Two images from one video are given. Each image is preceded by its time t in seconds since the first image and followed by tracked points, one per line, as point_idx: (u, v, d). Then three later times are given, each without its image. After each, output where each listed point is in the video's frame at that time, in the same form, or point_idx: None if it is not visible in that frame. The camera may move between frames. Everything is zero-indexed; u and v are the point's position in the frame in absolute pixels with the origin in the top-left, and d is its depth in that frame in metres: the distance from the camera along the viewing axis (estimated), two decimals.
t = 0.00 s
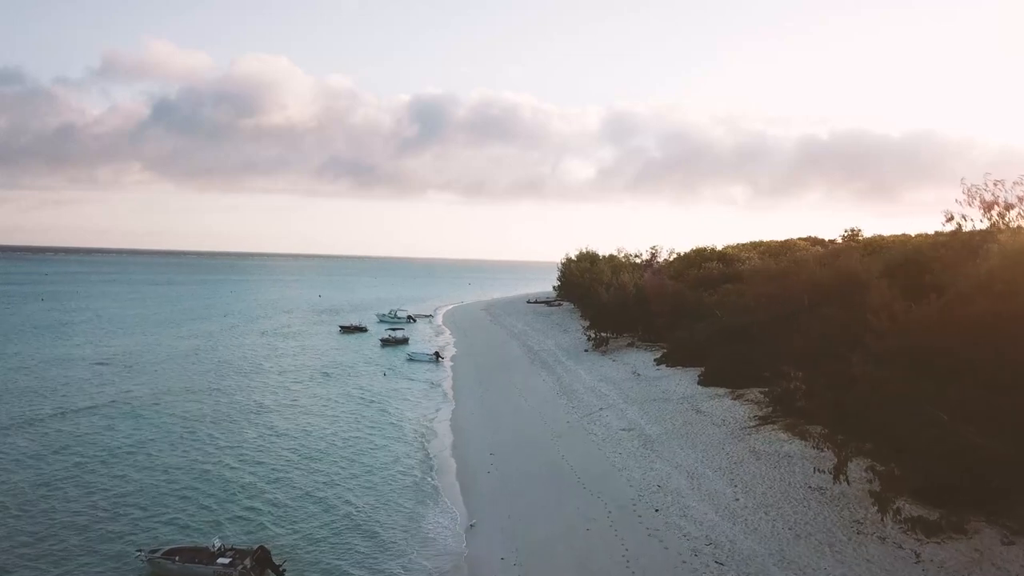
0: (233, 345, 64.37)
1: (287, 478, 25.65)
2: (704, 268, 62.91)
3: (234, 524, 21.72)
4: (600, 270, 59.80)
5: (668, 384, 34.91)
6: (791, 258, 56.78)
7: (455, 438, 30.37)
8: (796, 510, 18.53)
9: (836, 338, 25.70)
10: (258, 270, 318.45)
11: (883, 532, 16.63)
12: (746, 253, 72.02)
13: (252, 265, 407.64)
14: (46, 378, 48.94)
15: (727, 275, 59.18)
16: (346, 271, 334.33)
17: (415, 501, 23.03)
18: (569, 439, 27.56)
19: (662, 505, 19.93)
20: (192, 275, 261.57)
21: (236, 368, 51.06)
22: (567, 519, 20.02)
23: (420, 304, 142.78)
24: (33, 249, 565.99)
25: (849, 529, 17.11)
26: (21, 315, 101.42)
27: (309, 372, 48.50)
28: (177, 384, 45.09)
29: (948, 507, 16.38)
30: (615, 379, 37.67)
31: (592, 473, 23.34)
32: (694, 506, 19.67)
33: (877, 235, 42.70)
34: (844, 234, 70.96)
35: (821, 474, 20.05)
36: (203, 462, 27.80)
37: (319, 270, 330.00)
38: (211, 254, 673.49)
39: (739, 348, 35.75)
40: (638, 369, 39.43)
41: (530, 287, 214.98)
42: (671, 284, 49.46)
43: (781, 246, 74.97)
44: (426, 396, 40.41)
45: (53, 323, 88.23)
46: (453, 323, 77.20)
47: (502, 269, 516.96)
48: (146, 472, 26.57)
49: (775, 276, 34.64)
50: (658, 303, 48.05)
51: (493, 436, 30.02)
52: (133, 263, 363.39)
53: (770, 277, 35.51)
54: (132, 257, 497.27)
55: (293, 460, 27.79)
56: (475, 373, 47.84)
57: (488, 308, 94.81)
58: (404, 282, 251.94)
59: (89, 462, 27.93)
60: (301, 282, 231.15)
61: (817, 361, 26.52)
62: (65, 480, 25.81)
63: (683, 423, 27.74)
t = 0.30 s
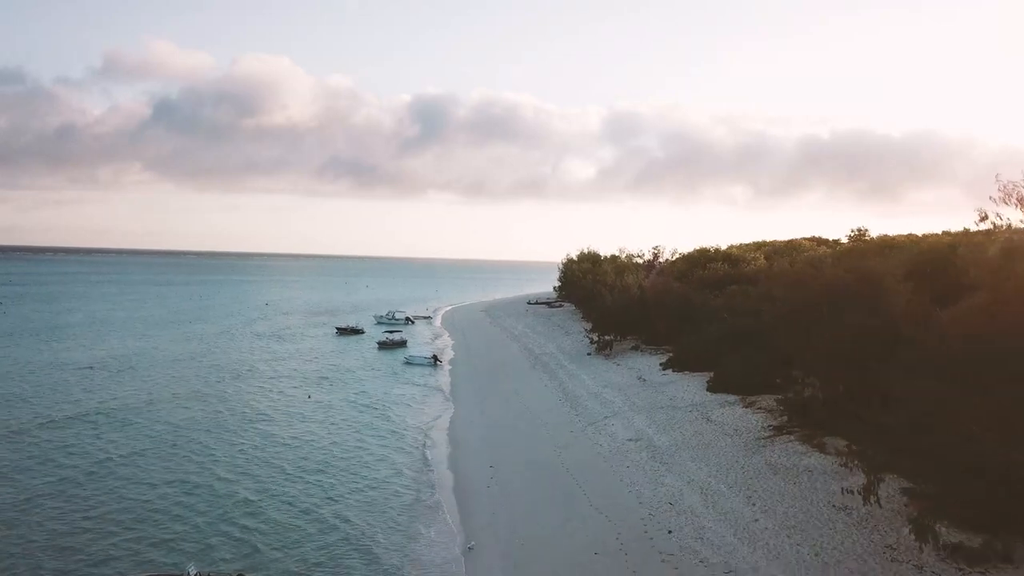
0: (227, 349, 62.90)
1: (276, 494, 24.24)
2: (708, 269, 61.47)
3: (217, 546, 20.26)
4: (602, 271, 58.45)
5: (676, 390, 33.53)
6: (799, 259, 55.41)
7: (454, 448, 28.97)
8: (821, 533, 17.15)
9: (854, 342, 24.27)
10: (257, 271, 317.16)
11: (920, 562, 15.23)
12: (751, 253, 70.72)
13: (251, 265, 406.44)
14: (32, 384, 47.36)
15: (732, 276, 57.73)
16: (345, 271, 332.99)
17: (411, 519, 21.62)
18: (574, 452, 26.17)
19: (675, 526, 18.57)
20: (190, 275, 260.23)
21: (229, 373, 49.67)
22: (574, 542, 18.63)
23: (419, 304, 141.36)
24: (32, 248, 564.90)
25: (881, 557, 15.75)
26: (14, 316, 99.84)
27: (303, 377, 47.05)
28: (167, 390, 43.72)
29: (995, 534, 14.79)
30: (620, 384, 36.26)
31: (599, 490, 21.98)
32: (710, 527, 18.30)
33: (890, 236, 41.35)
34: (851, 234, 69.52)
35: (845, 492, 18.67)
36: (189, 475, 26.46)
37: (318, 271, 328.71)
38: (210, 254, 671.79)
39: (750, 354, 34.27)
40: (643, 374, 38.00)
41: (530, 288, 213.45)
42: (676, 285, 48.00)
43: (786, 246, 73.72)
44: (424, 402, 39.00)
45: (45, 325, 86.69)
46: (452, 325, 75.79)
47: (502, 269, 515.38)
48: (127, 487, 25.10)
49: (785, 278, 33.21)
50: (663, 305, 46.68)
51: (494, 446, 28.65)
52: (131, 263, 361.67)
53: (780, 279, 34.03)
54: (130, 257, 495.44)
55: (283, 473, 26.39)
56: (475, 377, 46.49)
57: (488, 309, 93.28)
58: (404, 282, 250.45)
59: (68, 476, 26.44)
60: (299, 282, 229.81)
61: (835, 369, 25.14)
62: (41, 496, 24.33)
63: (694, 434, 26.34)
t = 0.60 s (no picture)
0: (221, 352, 61.54)
1: (263, 510, 22.85)
2: (713, 270, 60.04)
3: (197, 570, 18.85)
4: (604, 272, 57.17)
5: (684, 397, 32.21)
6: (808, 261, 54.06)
7: (452, 459, 27.58)
8: (850, 559, 15.86)
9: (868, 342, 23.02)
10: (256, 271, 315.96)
11: None
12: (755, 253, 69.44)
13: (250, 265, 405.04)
14: (17, 390, 45.92)
15: (738, 278, 56.33)
16: (345, 271, 331.77)
17: (407, 540, 20.24)
18: (578, 464, 24.79)
19: (691, 550, 17.29)
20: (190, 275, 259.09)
21: (221, 378, 48.39)
22: (580, 565, 17.38)
23: (418, 305, 139.94)
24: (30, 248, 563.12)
25: None
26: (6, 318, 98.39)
27: (298, 382, 45.73)
28: (157, 396, 42.44)
29: None
30: (624, 390, 34.91)
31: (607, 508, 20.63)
32: (728, 551, 16.99)
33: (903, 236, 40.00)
34: (859, 234, 68.03)
35: (874, 514, 17.34)
36: (175, 488, 25.20)
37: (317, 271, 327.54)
38: (210, 254, 670.74)
39: (760, 357, 32.87)
40: (649, 380, 36.59)
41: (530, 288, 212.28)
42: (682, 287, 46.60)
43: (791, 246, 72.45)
44: (422, 408, 37.67)
45: (37, 327, 85.40)
46: (451, 327, 74.39)
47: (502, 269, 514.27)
48: (105, 504, 23.69)
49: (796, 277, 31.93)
50: (668, 307, 45.45)
51: (494, 458, 27.34)
52: (130, 264, 360.39)
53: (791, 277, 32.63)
54: (130, 257, 494.48)
55: (272, 488, 25.02)
56: (475, 382, 45.20)
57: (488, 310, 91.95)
58: (404, 282, 249.28)
59: (43, 491, 25.01)
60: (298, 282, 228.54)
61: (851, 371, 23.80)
62: (12, 513, 22.88)
63: (705, 445, 24.97)
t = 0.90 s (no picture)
0: (215, 356, 60.16)
1: (252, 529, 21.57)
2: (718, 270, 58.61)
3: None
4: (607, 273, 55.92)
5: (692, 405, 30.83)
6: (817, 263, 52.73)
7: (450, 471, 26.28)
8: None
9: (881, 344, 21.19)
10: (255, 271, 314.72)
11: None
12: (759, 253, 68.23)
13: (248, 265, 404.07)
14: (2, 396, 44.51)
15: (744, 279, 54.95)
16: (344, 271, 330.63)
17: (403, 562, 18.97)
18: (584, 479, 23.49)
19: None
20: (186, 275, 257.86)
21: (214, 383, 47.06)
22: None
23: (417, 305, 138.55)
24: (29, 249, 562.84)
25: None
26: None
27: (292, 387, 44.36)
28: (147, 403, 41.12)
29: None
30: (630, 397, 33.51)
31: (616, 527, 19.40)
32: None
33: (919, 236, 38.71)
34: (866, 232, 66.56)
35: (906, 538, 16.14)
36: (161, 504, 23.89)
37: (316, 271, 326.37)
38: (209, 254, 669.43)
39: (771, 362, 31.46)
40: (655, 386, 35.26)
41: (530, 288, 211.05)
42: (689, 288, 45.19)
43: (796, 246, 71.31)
44: (420, 415, 36.27)
45: (29, 329, 83.95)
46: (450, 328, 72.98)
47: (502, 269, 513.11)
48: (83, 523, 22.35)
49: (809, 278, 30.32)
50: (674, 309, 44.25)
51: (494, 469, 26.03)
52: (129, 264, 359.15)
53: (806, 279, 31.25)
54: (129, 257, 493.05)
55: (261, 503, 23.75)
56: (475, 386, 43.83)
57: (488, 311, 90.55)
58: (403, 282, 248.05)
59: (19, 508, 23.64)
60: (296, 283, 227.46)
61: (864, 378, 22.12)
62: None
63: (717, 457, 23.66)
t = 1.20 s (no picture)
0: (208, 359, 58.79)
1: (236, 551, 20.16)
2: (722, 271, 57.11)
3: None
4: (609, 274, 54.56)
5: (702, 412, 29.38)
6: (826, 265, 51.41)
7: (446, 485, 24.85)
8: None
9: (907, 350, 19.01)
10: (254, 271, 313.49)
11: None
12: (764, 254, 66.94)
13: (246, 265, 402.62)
14: None
15: (750, 280, 53.55)
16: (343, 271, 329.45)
17: None
18: (590, 495, 22.08)
19: None
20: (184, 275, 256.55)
21: (206, 388, 45.68)
22: None
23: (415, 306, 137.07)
24: (26, 249, 560.89)
25: None
26: None
27: (286, 393, 42.97)
28: (135, 410, 39.70)
29: None
30: (635, 404, 32.07)
31: (628, 551, 17.99)
32: None
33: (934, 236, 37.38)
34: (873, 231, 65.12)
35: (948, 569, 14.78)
36: (142, 522, 22.47)
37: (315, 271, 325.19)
38: (208, 254, 667.86)
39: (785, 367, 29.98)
40: (661, 391, 33.87)
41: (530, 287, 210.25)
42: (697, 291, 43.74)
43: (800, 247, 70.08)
44: (417, 422, 34.89)
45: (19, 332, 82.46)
46: (449, 330, 71.55)
47: (502, 268, 512.28)
48: (58, 543, 20.91)
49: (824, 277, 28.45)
50: (679, 311, 42.90)
51: (491, 483, 24.67)
52: (125, 264, 357.52)
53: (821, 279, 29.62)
54: (128, 257, 492.03)
55: (248, 521, 22.33)
56: (473, 391, 42.42)
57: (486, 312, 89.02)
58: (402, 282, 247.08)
59: None
60: (293, 283, 226.06)
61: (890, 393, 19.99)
62: None
63: (730, 470, 22.27)
